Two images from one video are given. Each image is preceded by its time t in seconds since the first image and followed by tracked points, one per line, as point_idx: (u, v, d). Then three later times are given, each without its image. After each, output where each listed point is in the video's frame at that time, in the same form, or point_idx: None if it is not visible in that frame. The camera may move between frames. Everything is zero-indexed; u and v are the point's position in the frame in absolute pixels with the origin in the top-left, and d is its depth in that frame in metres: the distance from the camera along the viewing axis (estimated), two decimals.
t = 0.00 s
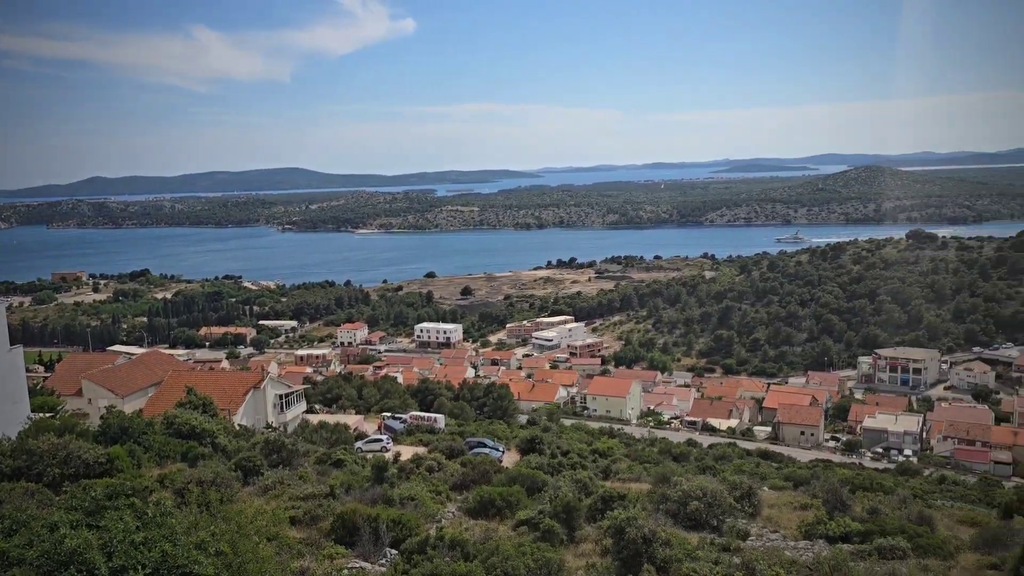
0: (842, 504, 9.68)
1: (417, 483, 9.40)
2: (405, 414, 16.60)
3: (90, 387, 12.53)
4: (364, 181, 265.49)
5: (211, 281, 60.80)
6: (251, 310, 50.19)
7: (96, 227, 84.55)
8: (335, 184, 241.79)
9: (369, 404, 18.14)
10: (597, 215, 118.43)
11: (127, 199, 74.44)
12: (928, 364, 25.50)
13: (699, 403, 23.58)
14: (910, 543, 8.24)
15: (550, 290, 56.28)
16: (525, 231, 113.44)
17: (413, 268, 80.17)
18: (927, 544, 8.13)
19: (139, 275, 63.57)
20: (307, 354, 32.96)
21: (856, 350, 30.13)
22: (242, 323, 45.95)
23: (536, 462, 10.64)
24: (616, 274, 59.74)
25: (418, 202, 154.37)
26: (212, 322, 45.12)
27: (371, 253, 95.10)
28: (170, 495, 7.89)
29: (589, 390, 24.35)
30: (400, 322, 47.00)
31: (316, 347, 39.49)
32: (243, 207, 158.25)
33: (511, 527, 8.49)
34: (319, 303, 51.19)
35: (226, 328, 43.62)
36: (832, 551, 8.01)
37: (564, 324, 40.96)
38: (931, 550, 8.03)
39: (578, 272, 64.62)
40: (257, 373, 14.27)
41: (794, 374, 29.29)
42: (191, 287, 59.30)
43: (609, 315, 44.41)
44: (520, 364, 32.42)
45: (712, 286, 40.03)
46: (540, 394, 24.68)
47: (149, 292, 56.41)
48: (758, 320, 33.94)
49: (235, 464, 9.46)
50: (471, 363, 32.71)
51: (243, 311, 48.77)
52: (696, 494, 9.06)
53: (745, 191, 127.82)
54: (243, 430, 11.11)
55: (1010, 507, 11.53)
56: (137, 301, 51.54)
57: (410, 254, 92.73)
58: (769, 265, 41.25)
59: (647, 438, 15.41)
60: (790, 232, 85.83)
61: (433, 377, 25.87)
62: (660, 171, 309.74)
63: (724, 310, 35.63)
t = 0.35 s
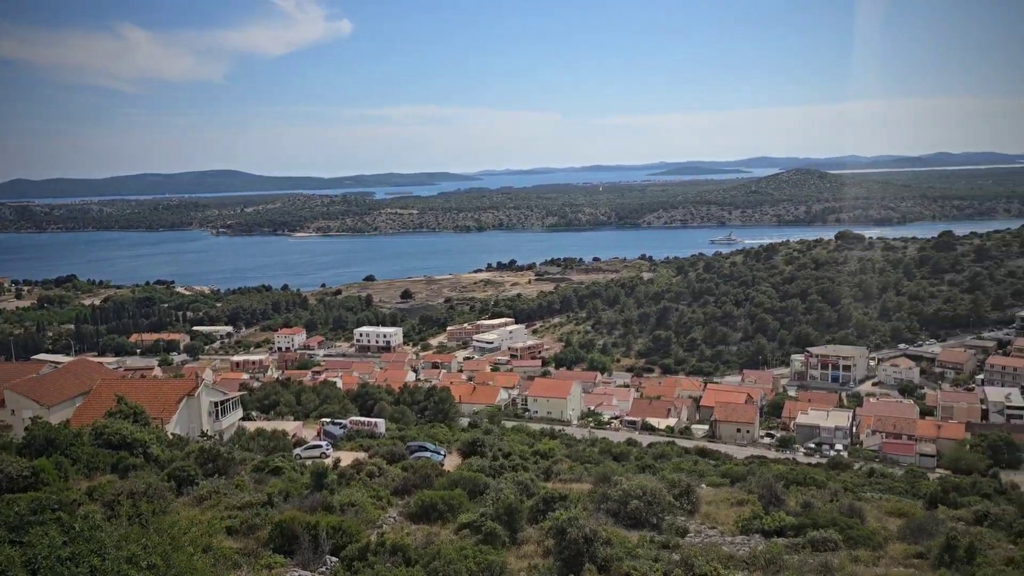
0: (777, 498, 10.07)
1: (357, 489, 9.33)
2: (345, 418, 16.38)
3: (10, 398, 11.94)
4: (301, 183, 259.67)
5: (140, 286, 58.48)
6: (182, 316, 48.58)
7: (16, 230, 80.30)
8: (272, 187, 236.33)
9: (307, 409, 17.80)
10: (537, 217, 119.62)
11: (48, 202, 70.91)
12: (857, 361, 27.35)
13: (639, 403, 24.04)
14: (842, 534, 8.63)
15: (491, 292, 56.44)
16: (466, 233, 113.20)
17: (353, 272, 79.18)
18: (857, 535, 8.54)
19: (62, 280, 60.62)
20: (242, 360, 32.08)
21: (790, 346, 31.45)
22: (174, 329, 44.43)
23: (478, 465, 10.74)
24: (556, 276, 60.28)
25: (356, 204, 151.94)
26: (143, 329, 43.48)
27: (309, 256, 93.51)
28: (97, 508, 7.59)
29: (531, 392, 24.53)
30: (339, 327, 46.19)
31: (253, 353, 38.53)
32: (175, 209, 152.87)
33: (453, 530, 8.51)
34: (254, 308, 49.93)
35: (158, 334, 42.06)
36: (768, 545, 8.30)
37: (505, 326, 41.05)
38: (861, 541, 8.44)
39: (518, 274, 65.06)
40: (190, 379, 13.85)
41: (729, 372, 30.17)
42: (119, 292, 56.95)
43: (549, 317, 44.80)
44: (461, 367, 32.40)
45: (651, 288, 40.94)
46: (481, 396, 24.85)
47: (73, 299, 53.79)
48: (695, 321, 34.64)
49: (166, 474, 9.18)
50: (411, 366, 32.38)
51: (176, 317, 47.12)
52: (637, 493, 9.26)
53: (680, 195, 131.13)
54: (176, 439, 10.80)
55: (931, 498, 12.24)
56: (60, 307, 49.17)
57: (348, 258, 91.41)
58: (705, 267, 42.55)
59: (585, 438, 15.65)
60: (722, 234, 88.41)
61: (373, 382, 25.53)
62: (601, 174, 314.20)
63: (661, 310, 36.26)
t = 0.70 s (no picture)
0: (708, 497, 10.53)
1: (290, 499, 9.24)
2: (277, 427, 16.07)
3: None
4: (228, 185, 251.10)
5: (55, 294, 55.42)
6: (103, 324, 46.37)
7: None
8: (196, 190, 227.78)
9: (237, 419, 17.35)
10: (471, 222, 119.81)
11: None
12: (784, 361, 28.68)
13: (573, 406, 24.49)
14: (771, 531, 9.12)
15: (426, 297, 56.20)
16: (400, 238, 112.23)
17: (285, 277, 77.29)
18: (783, 531, 9.04)
19: None
20: (168, 369, 30.89)
21: (719, 347, 32.65)
22: (93, 338, 42.31)
23: (414, 472, 10.80)
24: (491, 281, 60.54)
25: (286, 209, 148.32)
26: (59, 339, 41.22)
27: (238, 262, 90.71)
28: (13, 527, 7.27)
29: (466, 397, 24.62)
30: (270, 335, 45.01)
31: (179, 362, 37.13)
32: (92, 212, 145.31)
33: (389, 538, 8.57)
34: (181, 315, 48.17)
35: (75, 344, 40.01)
36: (699, 543, 8.70)
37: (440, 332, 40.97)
38: (787, 537, 8.94)
39: (453, 279, 65.01)
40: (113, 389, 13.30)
41: (661, 374, 31.09)
42: (31, 301, 53.81)
43: (484, 322, 45.01)
44: (396, 373, 32.18)
45: (584, 292, 41.72)
46: (416, 401, 24.77)
47: None
48: (627, 323, 35.50)
49: (87, 489, 8.85)
50: (345, 373, 31.92)
51: (97, 326, 44.99)
52: (571, 495, 9.53)
53: (612, 200, 134.14)
54: (99, 452, 10.41)
55: (855, 493, 13.02)
56: None
57: (279, 264, 89.09)
58: (637, 272, 43.69)
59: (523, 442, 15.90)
60: (653, 238, 90.85)
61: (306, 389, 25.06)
62: (535, 178, 317.81)
63: (595, 314, 37.04)
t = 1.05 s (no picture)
0: (656, 498, 10.83)
1: (235, 509, 9.11)
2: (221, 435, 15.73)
3: None
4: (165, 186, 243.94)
5: None
6: (33, 333, 44.30)
7: None
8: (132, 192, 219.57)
9: (179, 428, 16.89)
10: (419, 225, 119.08)
11: None
12: (727, 361, 29.57)
13: (522, 408, 24.71)
14: (716, 529, 9.46)
15: (374, 301, 55.66)
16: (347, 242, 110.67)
17: (229, 283, 75.26)
18: (729, 529, 9.37)
19: None
20: (106, 378, 29.73)
21: (665, 348, 33.39)
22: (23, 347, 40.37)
23: (363, 478, 10.78)
24: (439, 284, 60.33)
25: (229, 213, 144.58)
26: None
27: (178, 267, 87.83)
28: None
29: (415, 402, 24.54)
30: (213, 341, 43.82)
31: (116, 370, 35.82)
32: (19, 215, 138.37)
33: (337, 546, 8.55)
34: (119, 322, 46.40)
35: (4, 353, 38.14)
36: (647, 543, 8.97)
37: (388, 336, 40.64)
38: (733, 535, 9.28)
39: (400, 282, 64.50)
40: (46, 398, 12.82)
41: (609, 376, 31.62)
42: None
43: (432, 326, 44.89)
44: (343, 379, 31.80)
45: (533, 295, 42.07)
46: (364, 407, 24.55)
47: None
48: (575, 326, 35.98)
49: (19, 503, 8.51)
50: (291, 379, 31.34)
51: (29, 334, 42.99)
52: (521, 498, 9.68)
53: (560, 203, 135.57)
54: (32, 464, 10.03)
55: (797, 490, 13.55)
56: None
57: (221, 269, 86.66)
58: (585, 275, 44.27)
59: (473, 446, 16.00)
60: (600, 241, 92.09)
61: (251, 397, 24.53)
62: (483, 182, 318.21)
63: (543, 317, 37.38)
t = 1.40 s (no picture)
0: (606, 499, 11.11)
1: (180, 520, 8.97)
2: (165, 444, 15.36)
3: None
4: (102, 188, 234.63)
5: None
6: None
7: None
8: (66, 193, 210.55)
9: (120, 438, 16.39)
10: (369, 230, 117.85)
11: None
12: (676, 363, 30.29)
13: (473, 413, 24.81)
14: (665, 529, 9.77)
15: (323, 306, 54.87)
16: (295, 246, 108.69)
17: (171, 288, 73.03)
18: (677, 530, 9.69)
19: None
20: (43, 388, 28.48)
21: (614, 351, 33.97)
22: None
23: (311, 486, 10.73)
24: (389, 289, 59.86)
25: (172, 217, 140.28)
26: None
27: (117, 273, 84.76)
28: None
29: (365, 407, 24.35)
30: (156, 348, 42.47)
31: (51, 379, 34.38)
32: None
33: (285, 555, 8.50)
34: (54, 329, 44.55)
35: None
36: (597, 545, 9.21)
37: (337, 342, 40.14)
38: (681, 535, 9.59)
39: (350, 287, 63.69)
40: None
41: (560, 379, 32.01)
42: None
43: (382, 331, 44.55)
44: (292, 385, 31.28)
45: (484, 299, 42.23)
46: (313, 414, 24.25)
47: None
48: (526, 330, 36.27)
49: None
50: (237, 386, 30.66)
51: None
52: (472, 503, 9.81)
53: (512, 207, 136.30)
54: None
55: (743, 489, 14.04)
56: None
57: (163, 274, 84.06)
58: (536, 279, 44.60)
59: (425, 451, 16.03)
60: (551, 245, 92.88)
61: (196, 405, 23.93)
62: (434, 185, 316.88)
63: (494, 322, 37.55)
